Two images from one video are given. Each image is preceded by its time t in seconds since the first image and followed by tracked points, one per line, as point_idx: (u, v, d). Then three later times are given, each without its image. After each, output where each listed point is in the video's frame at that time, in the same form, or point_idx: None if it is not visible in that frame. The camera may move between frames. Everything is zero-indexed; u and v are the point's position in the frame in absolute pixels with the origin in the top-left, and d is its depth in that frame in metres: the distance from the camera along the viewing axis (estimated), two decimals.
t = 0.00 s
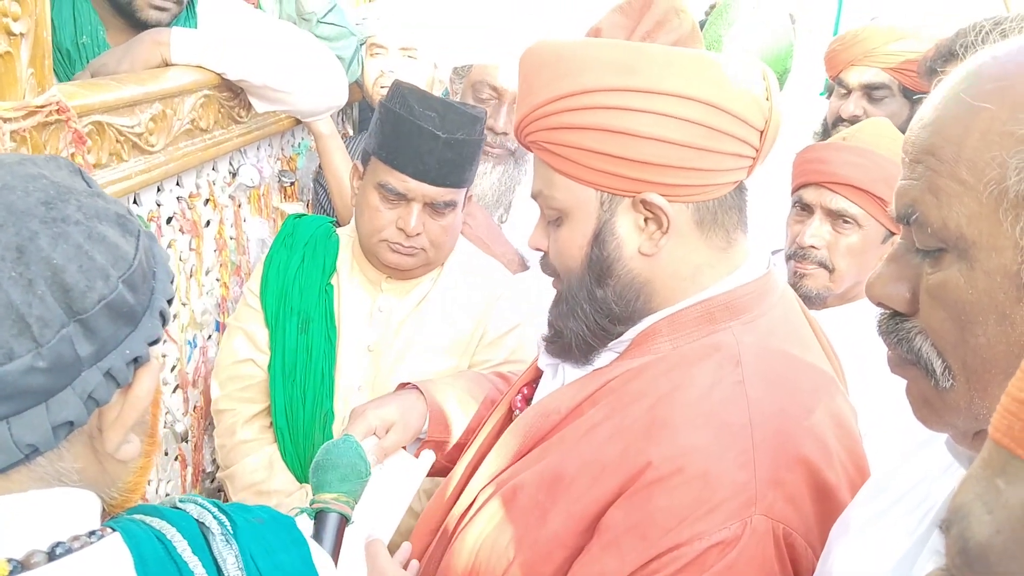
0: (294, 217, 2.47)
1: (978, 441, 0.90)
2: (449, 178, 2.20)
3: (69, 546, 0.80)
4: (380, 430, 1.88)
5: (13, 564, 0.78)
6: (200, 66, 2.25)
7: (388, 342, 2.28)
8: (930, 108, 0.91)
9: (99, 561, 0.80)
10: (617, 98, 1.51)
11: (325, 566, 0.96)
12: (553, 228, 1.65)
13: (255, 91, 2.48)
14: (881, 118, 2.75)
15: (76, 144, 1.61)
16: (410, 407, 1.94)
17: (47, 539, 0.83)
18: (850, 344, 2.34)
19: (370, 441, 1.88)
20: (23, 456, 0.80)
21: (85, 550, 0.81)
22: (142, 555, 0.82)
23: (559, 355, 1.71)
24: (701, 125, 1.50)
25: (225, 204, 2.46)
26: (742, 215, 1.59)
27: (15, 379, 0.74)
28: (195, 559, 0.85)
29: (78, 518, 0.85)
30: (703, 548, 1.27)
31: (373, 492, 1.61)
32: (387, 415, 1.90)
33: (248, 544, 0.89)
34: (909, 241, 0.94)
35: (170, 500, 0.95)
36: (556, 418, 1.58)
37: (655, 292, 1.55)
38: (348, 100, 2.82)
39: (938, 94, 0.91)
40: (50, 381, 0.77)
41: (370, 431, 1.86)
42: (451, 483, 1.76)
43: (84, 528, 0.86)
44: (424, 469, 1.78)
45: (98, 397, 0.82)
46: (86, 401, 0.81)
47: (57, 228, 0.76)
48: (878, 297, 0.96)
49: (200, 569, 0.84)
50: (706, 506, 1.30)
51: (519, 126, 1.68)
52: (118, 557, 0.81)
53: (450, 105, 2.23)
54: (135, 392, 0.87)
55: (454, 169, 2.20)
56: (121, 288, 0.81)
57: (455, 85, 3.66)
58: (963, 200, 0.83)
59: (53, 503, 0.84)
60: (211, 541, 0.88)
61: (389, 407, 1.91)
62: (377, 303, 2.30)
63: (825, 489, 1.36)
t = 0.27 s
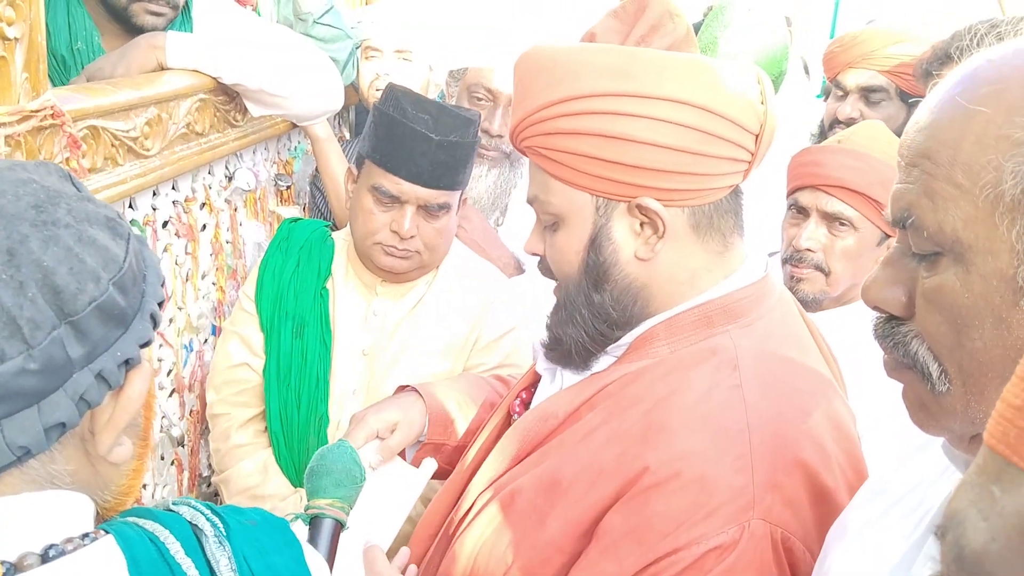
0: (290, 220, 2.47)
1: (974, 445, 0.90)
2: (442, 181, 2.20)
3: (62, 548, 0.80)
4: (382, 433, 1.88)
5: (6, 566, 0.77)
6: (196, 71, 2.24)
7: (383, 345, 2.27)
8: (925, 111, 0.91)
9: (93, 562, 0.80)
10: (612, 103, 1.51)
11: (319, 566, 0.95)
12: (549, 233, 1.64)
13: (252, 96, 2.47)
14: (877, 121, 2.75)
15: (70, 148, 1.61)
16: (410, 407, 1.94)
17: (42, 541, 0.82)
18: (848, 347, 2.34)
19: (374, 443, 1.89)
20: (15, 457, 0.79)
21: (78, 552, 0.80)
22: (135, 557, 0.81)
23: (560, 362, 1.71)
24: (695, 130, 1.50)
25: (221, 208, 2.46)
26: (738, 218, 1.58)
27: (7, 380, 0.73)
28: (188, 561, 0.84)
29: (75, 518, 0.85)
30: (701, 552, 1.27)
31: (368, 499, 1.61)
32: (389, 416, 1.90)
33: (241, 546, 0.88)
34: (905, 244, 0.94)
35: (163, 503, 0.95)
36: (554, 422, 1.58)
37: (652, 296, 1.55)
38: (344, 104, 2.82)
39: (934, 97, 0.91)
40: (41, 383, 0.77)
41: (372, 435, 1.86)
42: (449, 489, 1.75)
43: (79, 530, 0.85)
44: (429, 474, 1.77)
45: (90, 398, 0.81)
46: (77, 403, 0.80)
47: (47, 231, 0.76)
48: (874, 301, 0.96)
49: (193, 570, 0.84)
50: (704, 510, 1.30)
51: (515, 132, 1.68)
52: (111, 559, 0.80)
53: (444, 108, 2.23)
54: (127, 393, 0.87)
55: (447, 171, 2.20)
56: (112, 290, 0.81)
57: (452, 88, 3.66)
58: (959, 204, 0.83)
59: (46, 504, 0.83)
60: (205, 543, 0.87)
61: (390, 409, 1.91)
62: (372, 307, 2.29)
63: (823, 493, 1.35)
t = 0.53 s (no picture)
0: (284, 223, 2.47)
1: (963, 447, 0.90)
2: (435, 184, 2.20)
3: (62, 551, 0.80)
4: (382, 427, 1.90)
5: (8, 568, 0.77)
6: (192, 75, 2.25)
7: (377, 348, 2.28)
8: (915, 116, 0.92)
9: (93, 563, 0.80)
10: (606, 108, 1.52)
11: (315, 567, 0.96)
12: (543, 238, 1.65)
13: (247, 100, 2.48)
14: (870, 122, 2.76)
15: (66, 153, 1.61)
16: (408, 403, 1.95)
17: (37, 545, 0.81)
18: (841, 349, 2.35)
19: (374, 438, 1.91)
20: (14, 460, 0.79)
21: (79, 554, 0.80)
22: (134, 560, 0.82)
23: (553, 364, 1.72)
24: (688, 134, 1.50)
25: (217, 211, 2.46)
26: (732, 222, 1.59)
27: (5, 383, 0.74)
28: (187, 562, 0.85)
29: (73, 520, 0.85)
30: (698, 554, 1.27)
31: (364, 503, 1.62)
32: (387, 412, 1.91)
33: (240, 548, 0.89)
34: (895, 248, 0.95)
35: (163, 506, 0.95)
36: (550, 425, 1.58)
37: (646, 301, 1.56)
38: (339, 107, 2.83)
39: (923, 102, 0.92)
40: (38, 386, 0.77)
41: (373, 430, 1.89)
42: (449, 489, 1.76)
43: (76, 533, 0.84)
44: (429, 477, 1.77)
45: (87, 401, 0.82)
46: (75, 406, 0.81)
47: (43, 236, 0.77)
48: (864, 304, 0.97)
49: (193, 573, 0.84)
50: (700, 513, 1.30)
51: (509, 137, 1.68)
52: (111, 561, 0.81)
53: (436, 112, 2.22)
54: (125, 396, 0.87)
55: (440, 175, 2.21)
56: (108, 294, 0.81)
57: (446, 91, 3.67)
58: (949, 209, 0.84)
59: (41, 507, 0.83)
60: (204, 544, 0.88)
61: (389, 405, 1.93)
62: (366, 310, 2.30)
63: (818, 495, 1.36)
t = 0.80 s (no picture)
0: (275, 226, 2.47)
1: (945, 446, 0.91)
2: (423, 185, 2.21)
3: (51, 558, 0.80)
4: (375, 424, 1.90)
5: None
6: (183, 78, 2.26)
7: (367, 351, 2.28)
8: (895, 119, 0.93)
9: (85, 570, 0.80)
10: (602, 108, 1.52)
11: None
12: (538, 234, 1.66)
13: (239, 102, 2.48)
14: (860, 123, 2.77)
15: (56, 156, 1.61)
16: (401, 401, 1.96)
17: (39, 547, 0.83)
18: (832, 348, 2.36)
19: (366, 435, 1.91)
20: None
21: (68, 562, 0.80)
22: (125, 568, 0.81)
23: (547, 364, 1.72)
24: (683, 135, 1.51)
25: (210, 213, 2.46)
26: (726, 224, 1.59)
27: None
28: (177, 571, 0.84)
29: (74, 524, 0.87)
30: (684, 551, 1.28)
31: (354, 501, 1.62)
32: (381, 408, 1.92)
33: (231, 557, 0.89)
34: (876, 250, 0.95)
35: (154, 513, 0.94)
36: (540, 424, 1.59)
37: (640, 300, 1.56)
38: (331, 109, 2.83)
39: (903, 105, 0.92)
40: (17, 388, 0.78)
41: (365, 425, 1.89)
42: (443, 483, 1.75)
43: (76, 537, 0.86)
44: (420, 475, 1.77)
45: (69, 403, 0.82)
46: (57, 408, 0.81)
47: (18, 238, 0.77)
48: (846, 305, 0.97)
49: None
50: (687, 510, 1.31)
51: (506, 134, 1.69)
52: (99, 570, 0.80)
53: (424, 113, 2.23)
54: (109, 398, 0.87)
55: (428, 176, 2.21)
56: (87, 294, 0.81)
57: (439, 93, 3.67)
58: (928, 211, 0.84)
59: (41, 511, 0.84)
60: (194, 552, 0.87)
61: (382, 401, 1.94)
62: (356, 313, 2.30)
63: (806, 493, 1.36)
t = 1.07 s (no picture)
0: (266, 227, 2.47)
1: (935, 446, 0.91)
2: (411, 186, 2.20)
3: (43, 568, 0.79)
4: (367, 425, 1.89)
5: None
6: (177, 78, 2.25)
7: (358, 352, 2.28)
8: (883, 118, 0.93)
9: None
10: (590, 107, 1.52)
11: None
12: (527, 236, 1.66)
13: (232, 102, 2.48)
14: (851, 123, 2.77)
15: (47, 156, 1.61)
16: (394, 403, 1.96)
17: (28, 554, 0.81)
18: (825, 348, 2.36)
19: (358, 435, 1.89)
20: None
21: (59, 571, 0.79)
22: None
23: (536, 364, 1.71)
24: (671, 133, 1.51)
25: (203, 214, 2.46)
26: (714, 221, 1.60)
27: None
28: None
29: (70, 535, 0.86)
30: (676, 550, 1.27)
31: (349, 501, 1.62)
32: (372, 409, 1.91)
33: (226, 564, 0.89)
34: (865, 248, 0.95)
35: (148, 517, 0.94)
36: (531, 423, 1.59)
37: (629, 298, 1.56)
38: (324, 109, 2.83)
39: (891, 104, 0.92)
40: (10, 396, 0.77)
41: (358, 426, 1.87)
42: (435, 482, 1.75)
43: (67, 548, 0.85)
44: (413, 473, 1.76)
45: (63, 410, 0.81)
46: (50, 415, 0.80)
47: (11, 242, 0.77)
48: (836, 304, 0.97)
49: None
50: (678, 509, 1.30)
51: (493, 135, 1.68)
52: None
53: (411, 112, 2.24)
54: (103, 404, 0.86)
55: (416, 176, 2.21)
56: (80, 298, 0.81)
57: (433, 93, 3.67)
58: (915, 209, 0.84)
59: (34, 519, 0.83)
60: (189, 560, 0.87)
61: (374, 402, 1.93)
62: (347, 314, 2.30)
63: (797, 491, 1.35)
